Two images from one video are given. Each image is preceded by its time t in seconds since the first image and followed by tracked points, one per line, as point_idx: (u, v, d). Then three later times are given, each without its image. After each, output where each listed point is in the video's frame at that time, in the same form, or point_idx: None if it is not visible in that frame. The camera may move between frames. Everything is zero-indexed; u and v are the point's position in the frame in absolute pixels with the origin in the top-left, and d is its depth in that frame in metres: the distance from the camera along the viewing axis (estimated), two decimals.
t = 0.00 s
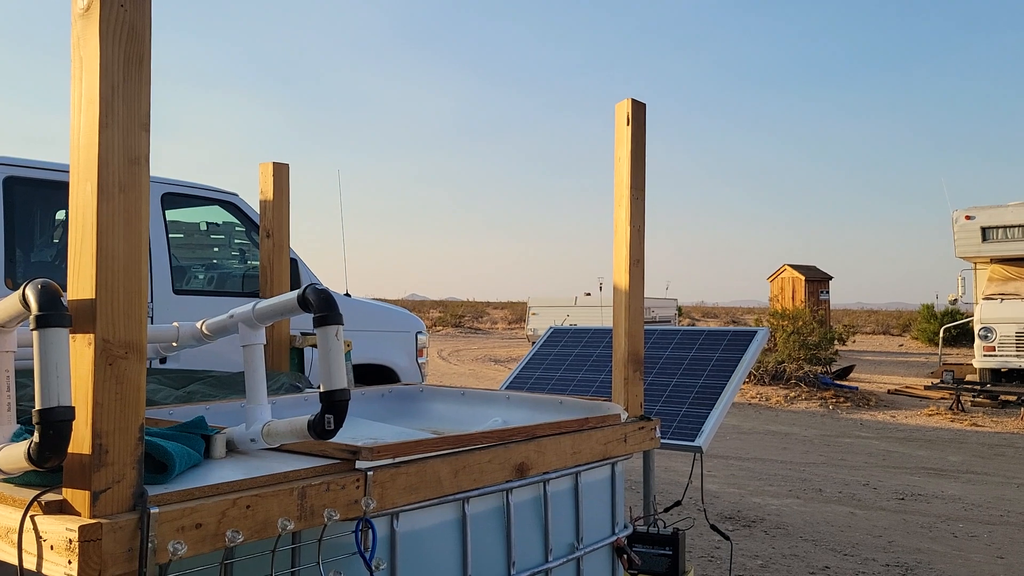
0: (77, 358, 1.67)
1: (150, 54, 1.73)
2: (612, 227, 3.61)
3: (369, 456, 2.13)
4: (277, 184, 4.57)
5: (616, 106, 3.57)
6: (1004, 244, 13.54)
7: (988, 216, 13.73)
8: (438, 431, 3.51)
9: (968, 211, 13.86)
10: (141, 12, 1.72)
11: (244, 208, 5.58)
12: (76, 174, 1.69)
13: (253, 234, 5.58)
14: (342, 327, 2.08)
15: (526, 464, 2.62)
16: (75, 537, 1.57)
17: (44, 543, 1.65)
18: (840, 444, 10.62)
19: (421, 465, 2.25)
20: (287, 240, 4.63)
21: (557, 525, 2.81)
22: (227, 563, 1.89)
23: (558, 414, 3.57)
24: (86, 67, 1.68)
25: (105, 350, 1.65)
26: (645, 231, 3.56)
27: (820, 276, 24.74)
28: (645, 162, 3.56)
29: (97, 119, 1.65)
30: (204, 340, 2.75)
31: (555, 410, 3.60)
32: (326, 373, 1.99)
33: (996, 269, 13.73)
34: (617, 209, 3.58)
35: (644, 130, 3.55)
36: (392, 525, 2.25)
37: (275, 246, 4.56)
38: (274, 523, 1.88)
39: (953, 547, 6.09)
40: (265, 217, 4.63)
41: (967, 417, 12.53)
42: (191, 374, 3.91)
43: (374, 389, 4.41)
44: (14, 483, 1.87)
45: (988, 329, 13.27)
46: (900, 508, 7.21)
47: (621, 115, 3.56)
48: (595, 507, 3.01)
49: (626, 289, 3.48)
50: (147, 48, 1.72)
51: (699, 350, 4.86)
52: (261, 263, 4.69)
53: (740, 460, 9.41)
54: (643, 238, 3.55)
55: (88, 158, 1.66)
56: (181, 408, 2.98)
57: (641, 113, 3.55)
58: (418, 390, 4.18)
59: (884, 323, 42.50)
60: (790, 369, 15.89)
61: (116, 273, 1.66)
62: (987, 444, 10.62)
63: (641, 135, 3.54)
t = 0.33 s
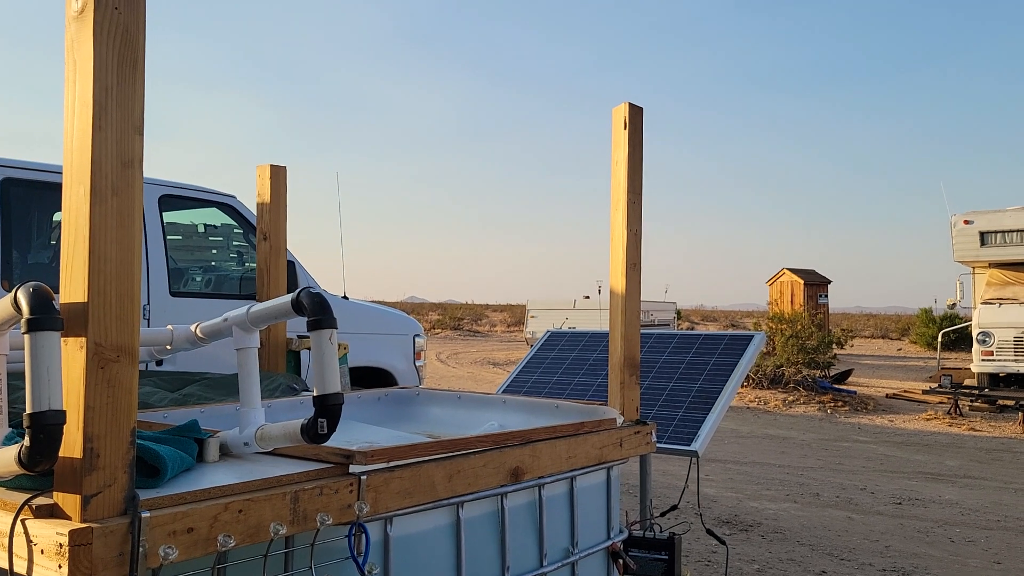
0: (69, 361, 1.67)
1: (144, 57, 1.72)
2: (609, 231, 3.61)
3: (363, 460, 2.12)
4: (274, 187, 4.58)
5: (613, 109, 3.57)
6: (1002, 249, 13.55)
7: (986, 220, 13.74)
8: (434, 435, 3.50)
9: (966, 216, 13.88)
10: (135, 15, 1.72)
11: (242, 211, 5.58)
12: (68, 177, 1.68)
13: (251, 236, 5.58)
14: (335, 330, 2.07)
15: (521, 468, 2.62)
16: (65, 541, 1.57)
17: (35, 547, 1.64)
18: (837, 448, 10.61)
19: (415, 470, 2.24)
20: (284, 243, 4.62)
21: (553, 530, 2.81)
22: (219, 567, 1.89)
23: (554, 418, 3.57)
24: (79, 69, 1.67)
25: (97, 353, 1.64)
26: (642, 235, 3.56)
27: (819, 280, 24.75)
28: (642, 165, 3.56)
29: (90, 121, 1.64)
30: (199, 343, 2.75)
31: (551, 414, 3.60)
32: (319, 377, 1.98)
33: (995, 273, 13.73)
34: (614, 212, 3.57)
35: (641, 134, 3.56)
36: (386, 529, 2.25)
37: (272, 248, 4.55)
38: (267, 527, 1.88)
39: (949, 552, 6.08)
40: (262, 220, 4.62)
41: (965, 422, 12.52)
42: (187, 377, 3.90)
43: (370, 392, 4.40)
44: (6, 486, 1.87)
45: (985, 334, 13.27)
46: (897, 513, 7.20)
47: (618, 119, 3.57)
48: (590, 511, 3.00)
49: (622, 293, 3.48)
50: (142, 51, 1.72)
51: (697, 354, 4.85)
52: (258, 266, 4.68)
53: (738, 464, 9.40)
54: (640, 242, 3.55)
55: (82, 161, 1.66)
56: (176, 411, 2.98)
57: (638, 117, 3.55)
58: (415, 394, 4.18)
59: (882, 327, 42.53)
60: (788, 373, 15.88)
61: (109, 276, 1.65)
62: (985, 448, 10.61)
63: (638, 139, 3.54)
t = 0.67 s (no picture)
0: (80, 360, 1.66)
1: (157, 54, 1.72)
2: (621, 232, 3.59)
3: (374, 461, 2.11)
4: (284, 187, 4.59)
5: (625, 110, 3.55)
6: (1014, 253, 13.47)
7: (998, 225, 13.66)
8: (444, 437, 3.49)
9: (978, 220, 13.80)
10: (148, 11, 1.71)
11: (253, 212, 5.59)
12: (81, 174, 1.67)
13: (261, 238, 5.59)
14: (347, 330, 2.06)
15: (532, 471, 2.60)
16: (76, 541, 1.56)
17: (45, 546, 1.63)
18: (848, 453, 10.55)
19: (426, 471, 2.22)
20: (294, 243, 4.61)
21: (564, 534, 2.79)
22: (230, 568, 1.88)
23: (564, 420, 3.54)
24: (93, 66, 1.66)
25: (108, 352, 1.63)
26: (653, 237, 3.53)
27: (828, 284, 24.65)
28: (654, 166, 3.54)
29: (103, 118, 1.64)
30: (210, 343, 2.74)
31: (562, 416, 3.58)
32: (331, 377, 1.96)
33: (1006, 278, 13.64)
34: (626, 214, 3.55)
35: (653, 135, 3.54)
36: (396, 531, 2.23)
37: (282, 249, 4.55)
38: (278, 529, 1.86)
39: (962, 558, 6.03)
40: (272, 220, 4.62)
41: (976, 427, 12.43)
42: (198, 377, 3.90)
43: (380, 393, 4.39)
44: (17, 485, 1.86)
45: (997, 339, 13.18)
46: (909, 519, 7.14)
47: (630, 120, 3.55)
48: (601, 515, 2.98)
49: (634, 296, 3.46)
50: (155, 47, 1.71)
51: (707, 358, 4.82)
52: (268, 266, 4.66)
53: (747, 468, 9.35)
54: (652, 243, 3.53)
55: (94, 158, 1.65)
56: (187, 411, 2.97)
57: (650, 118, 3.53)
58: (424, 395, 4.16)
59: (892, 331, 42.35)
60: (797, 377, 15.80)
61: (120, 274, 1.64)
62: (997, 454, 10.53)
63: (650, 140, 3.52)
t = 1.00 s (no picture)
0: (81, 359, 1.64)
1: (160, 51, 1.70)
2: (626, 233, 3.57)
3: (378, 463, 2.09)
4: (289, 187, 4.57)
5: (630, 110, 3.53)
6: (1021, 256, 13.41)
7: (1005, 227, 13.60)
8: (448, 438, 3.48)
9: (984, 222, 13.75)
10: (151, 8, 1.69)
11: (257, 212, 5.58)
12: (83, 172, 1.66)
13: (266, 238, 5.58)
14: (351, 330, 2.04)
15: (536, 473, 2.58)
16: (76, 542, 1.54)
17: (45, 547, 1.61)
18: (853, 456, 10.50)
19: (430, 473, 2.20)
20: (298, 243, 4.60)
21: (568, 536, 2.77)
22: (232, 570, 1.86)
23: (569, 422, 3.52)
24: (95, 63, 1.65)
25: (110, 351, 1.62)
26: (660, 238, 3.51)
27: (833, 287, 24.59)
28: (660, 167, 3.52)
29: (106, 116, 1.62)
30: (213, 343, 2.73)
31: (567, 418, 3.56)
32: (334, 378, 1.95)
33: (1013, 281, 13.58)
34: (632, 215, 3.53)
35: (659, 135, 3.51)
36: (400, 533, 2.21)
37: (286, 249, 4.53)
38: (280, 530, 1.84)
39: (968, 563, 5.99)
40: (276, 220, 4.61)
41: (982, 431, 12.37)
42: (201, 377, 3.88)
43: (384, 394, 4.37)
44: (18, 485, 1.84)
45: (1003, 342, 13.13)
46: (914, 522, 7.11)
47: (636, 120, 3.52)
48: (605, 517, 2.96)
49: (640, 297, 3.43)
50: (158, 44, 1.70)
51: (713, 360, 4.80)
52: (272, 267, 4.66)
53: (752, 471, 9.31)
54: (658, 245, 3.50)
55: (96, 156, 1.64)
56: (190, 411, 2.96)
57: (657, 118, 3.51)
58: (428, 396, 4.14)
59: (898, 334, 42.24)
60: (803, 380, 15.75)
61: (122, 273, 1.63)
62: (1003, 458, 10.47)
63: (656, 141, 3.50)
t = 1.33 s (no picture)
0: (81, 361, 1.64)
1: (160, 52, 1.70)
2: (629, 234, 3.56)
3: (379, 465, 2.08)
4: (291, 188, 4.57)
5: (633, 111, 3.52)
6: None
7: (1008, 228, 13.58)
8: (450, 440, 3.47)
9: (987, 223, 13.74)
10: (151, 10, 1.69)
11: (259, 214, 5.57)
12: (83, 174, 1.65)
13: (268, 239, 5.57)
14: (352, 332, 2.04)
15: (539, 475, 2.57)
16: (75, 546, 1.53)
17: (45, 551, 1.61)
18: (856, 458, 10.48)
19: (432, 476, 2.20)
20: (300, 245, 4.60)
21: (571, 539, 2.76)
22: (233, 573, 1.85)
23: (571, 424, 3.51)
24: (95, 65, 1.64)
25: (110, 353, 1.61)
26: (662, 239, 3.50)
27: (836, 288, 24.56)
28: (663, 168, 3.51)
29: (106, 118, 1.62)
30: (214, 345, 2.72)
31: (569, 420, 3.55)
32: (335, 380, 1.94)
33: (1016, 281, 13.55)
34: (634, 216, 3.52)
35: (662, 136, 3.50)
36: (401, 536, 2.21)
37: (288, 251, 4.53)
38: (281, 533, 1.84)
39: (972, 564, 5.97)
40: (278, 222, 4.60)
41: (986, 432, 12.34)
42: (203, 379, 3.88)
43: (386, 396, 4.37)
44: (18, 489, 1.84)
45: (1007, 343, 13.10)
46: (918, 524, 7.09)
47: (638, 121, 3.52)
48: (608, 520, 2.94)
49: (642, 298, 3.43)
50: (158, 46, 1.69)
51: (716, 362, 4.78)
52: (274, 268, 4.66)
53: (755, 472, 9.30)
54: (660, 245, 3.50)
55: (96, 158, 1.63)
56: (191, 413, 2.96)
57: (659, 119, 3.50)
58: (430, 398, 4.13)
59: (901, 336, 42.16)
60: (806, 381, 15.72)
61: (122, 276, 1.62)
62: (1006, 459, 10.44)
63: (659, 141, 3.49)
